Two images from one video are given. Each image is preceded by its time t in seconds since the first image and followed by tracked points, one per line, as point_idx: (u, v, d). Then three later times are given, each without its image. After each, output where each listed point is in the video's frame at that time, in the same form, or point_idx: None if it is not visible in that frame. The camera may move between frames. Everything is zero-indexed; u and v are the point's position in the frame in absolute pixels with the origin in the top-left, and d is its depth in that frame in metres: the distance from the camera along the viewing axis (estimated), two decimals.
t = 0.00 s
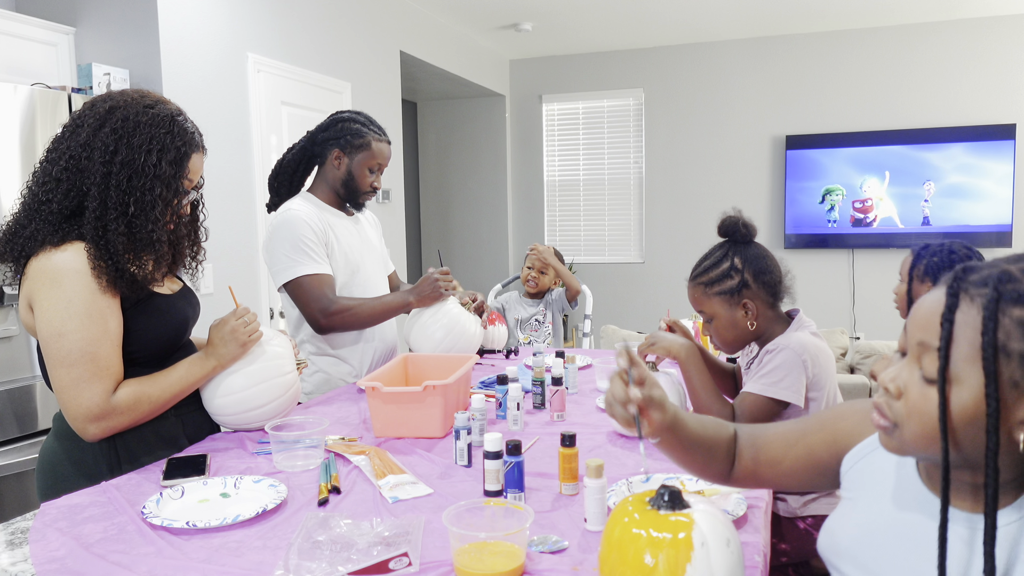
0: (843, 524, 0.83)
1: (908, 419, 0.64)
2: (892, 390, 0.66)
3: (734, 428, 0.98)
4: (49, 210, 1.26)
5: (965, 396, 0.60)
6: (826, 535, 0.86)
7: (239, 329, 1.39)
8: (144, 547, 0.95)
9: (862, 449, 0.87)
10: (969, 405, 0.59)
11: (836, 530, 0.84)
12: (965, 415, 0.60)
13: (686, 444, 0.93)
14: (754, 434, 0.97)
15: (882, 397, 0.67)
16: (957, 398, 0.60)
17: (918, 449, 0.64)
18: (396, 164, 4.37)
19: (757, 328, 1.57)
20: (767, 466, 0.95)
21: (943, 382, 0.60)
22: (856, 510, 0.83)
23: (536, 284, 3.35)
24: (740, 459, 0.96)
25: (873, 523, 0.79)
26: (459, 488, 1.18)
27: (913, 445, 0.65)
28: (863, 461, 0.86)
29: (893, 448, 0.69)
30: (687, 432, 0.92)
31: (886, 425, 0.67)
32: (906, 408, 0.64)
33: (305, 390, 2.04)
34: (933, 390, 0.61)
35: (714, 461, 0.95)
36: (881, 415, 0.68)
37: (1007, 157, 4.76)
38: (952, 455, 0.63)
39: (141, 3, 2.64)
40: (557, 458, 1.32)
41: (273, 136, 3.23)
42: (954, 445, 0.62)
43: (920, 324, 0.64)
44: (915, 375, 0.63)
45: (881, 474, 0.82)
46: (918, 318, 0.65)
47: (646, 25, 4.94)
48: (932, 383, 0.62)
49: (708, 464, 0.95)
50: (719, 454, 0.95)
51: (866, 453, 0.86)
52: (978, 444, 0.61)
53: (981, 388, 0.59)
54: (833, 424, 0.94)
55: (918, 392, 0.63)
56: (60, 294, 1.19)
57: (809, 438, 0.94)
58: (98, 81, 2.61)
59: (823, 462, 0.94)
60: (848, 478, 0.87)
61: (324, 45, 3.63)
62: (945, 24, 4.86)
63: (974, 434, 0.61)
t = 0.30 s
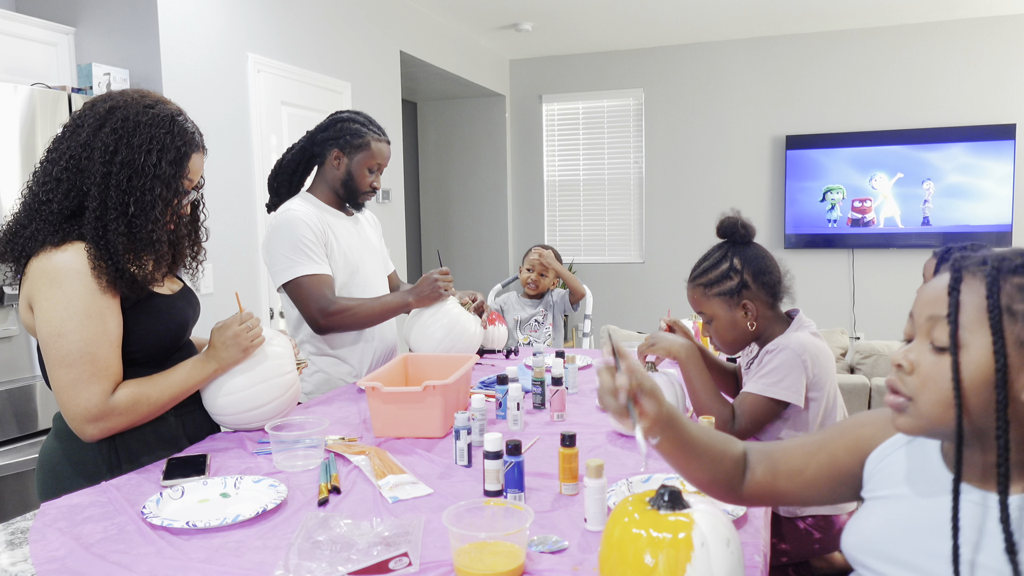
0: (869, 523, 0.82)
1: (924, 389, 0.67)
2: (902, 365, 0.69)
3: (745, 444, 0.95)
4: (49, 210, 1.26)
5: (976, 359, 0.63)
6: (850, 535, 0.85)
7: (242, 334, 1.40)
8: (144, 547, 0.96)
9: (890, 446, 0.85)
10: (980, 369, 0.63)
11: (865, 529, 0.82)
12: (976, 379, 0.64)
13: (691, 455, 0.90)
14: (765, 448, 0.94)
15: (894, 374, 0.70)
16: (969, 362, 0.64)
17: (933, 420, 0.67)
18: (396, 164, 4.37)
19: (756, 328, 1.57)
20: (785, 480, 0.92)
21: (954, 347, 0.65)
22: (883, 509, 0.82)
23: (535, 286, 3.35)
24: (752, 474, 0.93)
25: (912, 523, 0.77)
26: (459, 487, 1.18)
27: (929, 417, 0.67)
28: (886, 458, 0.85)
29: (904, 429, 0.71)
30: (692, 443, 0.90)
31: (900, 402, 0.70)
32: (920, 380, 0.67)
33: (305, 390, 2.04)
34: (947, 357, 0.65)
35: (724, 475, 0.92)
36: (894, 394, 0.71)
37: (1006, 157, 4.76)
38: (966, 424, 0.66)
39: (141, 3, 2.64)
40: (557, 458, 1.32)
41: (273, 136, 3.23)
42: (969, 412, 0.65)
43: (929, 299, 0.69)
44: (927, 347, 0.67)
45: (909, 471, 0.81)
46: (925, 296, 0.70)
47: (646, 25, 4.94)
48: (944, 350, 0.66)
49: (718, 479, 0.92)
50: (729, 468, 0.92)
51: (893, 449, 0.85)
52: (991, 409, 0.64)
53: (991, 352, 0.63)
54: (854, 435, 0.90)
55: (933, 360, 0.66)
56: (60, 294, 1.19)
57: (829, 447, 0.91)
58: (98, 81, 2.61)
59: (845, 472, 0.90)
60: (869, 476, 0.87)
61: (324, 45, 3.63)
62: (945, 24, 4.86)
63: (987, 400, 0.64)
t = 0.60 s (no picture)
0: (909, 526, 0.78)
1: (957, 387, 0.66)
2: (935, 365, 0.69)
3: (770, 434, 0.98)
4: (49, 210, 1.26)
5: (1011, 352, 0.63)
6: (882, 534, 0.82)
7: (243, 337, 1.40)
8: (144, 547, 0.96)
9: (922, 450, 0.84)
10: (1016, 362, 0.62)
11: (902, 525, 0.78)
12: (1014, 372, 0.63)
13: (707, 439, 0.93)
14: (791, 438, 0.97)
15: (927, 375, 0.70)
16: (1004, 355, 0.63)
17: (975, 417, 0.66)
18: (396, 164, 4.38)
19: (756, 328, 1.57)
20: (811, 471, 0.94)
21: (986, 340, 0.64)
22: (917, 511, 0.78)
23: (537, 287, 3.34)
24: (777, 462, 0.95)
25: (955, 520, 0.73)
26: (459, 487, 1.18)
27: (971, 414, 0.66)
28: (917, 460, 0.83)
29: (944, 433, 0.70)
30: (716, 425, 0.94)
31: (936, 404, 0.69)
32: (953, 379, 0.67)
33: (305, 390, 2.04)
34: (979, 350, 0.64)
35: (747, 462, 0.95)
36: (928, 396, 0.70)
37: (1006, 157, 4.76)
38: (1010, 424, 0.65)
39: (141, 3, 2.65)
40: (557, 458, 1.32)
41: (273, 136, 3.23)
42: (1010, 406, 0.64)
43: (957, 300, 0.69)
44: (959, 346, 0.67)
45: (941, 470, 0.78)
46: (953, 301, 0.70)
47: (646, 25, 4.94)
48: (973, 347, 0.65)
49: (742, 465, 0.94)
50: (752, 456, 0.95)
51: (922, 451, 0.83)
52: None
53: None
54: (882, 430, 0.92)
55: (964, 358, 0.66)
56: (60, 294, 1.19)
57: (862, 442, 0.92)
58: (98, 81, 2.61)
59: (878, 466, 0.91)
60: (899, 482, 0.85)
61: (324, 45, 3.63)
62: (945, 23, 4.86)
63: None
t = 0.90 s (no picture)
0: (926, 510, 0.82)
1: (959, 415, 0.75)
2: (939, 400, 0.77)
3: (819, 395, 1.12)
4: (50, 210, 1.26)
5: (1000, 383, 0.71)
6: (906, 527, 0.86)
7: (248, 339, 1.40)
8: (144, 547, 0.96)
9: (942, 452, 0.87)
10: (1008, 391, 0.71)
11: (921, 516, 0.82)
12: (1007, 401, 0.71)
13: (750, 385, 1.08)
14: (838, 403, 1.11)
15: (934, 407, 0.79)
16: (994, 387, 0.72)
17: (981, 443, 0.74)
18: (396, 164, 4.38)
19: (755, 329, 1.57)
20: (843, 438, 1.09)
21: (976, 372, 0.74)
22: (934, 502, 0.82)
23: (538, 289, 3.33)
24: (813, 420, 1.10)
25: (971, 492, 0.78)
26: (459, 488, 1.18)
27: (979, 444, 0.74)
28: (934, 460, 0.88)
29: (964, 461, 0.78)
30: (768, 374, 1.08)
31: (943, 431, 0.78)
32: (952, 409, 0.76)
33: (305, 390, 2.04)
34: (972, 382, 0.74)
35: (785, 412, 1.10)
36: (937, 423, 0.79)
37: (1006, 157, 4.77)
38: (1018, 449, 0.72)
39: (140, 3, 2.64)
40: (557, 458, 1.32)
41: (273, 135, 3.23)
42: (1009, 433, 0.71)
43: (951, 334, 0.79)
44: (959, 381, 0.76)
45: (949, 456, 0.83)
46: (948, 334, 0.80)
47: (646, 25, 4.94)
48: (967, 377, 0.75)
49: (780, 413, 1.10)
50: (793, 408, 1.10)
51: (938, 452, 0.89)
52: None
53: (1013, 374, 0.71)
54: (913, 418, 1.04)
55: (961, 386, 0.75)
56: (61, 295, 1.19)
57: (898, 426, 1.06)
58: (98, 81, 2.60)
59: (901, 446, 1.05)
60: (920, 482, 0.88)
61: (324, 45, 3.63)
62: (945, 24, 4.86)
63: None
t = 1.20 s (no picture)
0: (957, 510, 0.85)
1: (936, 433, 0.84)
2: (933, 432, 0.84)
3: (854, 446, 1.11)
4: (49, 210, 1.26)
5: (963, 405, 0.76)
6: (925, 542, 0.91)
7: (252, 339, 1.40)
8: (144, 547, 0.96)
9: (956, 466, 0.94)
10: (972, 411, 0.75)
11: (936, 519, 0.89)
12: (973, 422, 0.75)
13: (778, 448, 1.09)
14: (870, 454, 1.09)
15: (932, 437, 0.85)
16: (960, 413, 0.77)
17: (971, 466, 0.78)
18: (396, 164, 4.38)
19: (755, 330, 1.56)
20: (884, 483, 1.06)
21: (945, 403, 0.79)
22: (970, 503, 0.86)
23: (541, 290, 3.33)
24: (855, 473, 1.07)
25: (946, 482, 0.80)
26: (459, 488, 1.18)
27: (973, 469, 0.79)
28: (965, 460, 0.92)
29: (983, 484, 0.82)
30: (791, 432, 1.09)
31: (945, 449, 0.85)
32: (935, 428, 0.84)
33: (305, 391, 2.04)
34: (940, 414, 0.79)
35: (823, 469, 1.08)
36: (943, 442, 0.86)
37: (1006, 157, 4.77)
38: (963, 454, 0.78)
39: (140, 2, 2.64)
40: (557, 458, 1.32)
41: (273, 135, 3.23)
42: (988, 454, 0.76)
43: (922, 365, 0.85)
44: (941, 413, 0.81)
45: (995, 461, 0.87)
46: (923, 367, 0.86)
47: (646, 25, 4.95)
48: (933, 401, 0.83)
49: (819, 473, 1.08)
50: (832, 464, 1.08)
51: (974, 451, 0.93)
52: (1007, 439, 0.74)
53: (973, 394, 0.75)
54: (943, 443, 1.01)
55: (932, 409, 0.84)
56: (63, 295, 1.19)
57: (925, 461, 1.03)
58: (98, 81, 2.61)
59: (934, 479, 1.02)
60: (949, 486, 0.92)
61: (324, 45, 3.62)
62: (945, 24, 4.86)
63: (997, 435, 0.74)
